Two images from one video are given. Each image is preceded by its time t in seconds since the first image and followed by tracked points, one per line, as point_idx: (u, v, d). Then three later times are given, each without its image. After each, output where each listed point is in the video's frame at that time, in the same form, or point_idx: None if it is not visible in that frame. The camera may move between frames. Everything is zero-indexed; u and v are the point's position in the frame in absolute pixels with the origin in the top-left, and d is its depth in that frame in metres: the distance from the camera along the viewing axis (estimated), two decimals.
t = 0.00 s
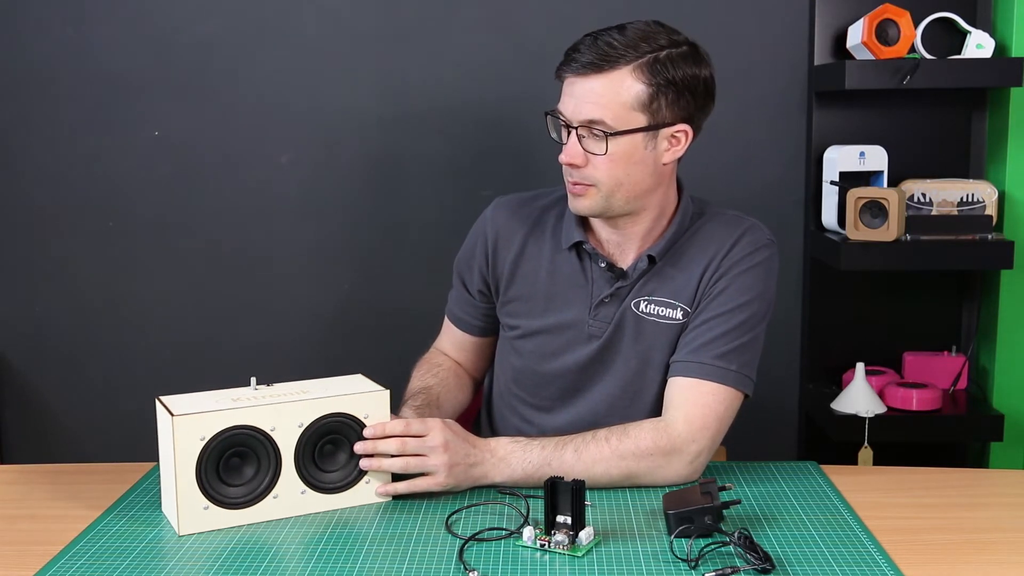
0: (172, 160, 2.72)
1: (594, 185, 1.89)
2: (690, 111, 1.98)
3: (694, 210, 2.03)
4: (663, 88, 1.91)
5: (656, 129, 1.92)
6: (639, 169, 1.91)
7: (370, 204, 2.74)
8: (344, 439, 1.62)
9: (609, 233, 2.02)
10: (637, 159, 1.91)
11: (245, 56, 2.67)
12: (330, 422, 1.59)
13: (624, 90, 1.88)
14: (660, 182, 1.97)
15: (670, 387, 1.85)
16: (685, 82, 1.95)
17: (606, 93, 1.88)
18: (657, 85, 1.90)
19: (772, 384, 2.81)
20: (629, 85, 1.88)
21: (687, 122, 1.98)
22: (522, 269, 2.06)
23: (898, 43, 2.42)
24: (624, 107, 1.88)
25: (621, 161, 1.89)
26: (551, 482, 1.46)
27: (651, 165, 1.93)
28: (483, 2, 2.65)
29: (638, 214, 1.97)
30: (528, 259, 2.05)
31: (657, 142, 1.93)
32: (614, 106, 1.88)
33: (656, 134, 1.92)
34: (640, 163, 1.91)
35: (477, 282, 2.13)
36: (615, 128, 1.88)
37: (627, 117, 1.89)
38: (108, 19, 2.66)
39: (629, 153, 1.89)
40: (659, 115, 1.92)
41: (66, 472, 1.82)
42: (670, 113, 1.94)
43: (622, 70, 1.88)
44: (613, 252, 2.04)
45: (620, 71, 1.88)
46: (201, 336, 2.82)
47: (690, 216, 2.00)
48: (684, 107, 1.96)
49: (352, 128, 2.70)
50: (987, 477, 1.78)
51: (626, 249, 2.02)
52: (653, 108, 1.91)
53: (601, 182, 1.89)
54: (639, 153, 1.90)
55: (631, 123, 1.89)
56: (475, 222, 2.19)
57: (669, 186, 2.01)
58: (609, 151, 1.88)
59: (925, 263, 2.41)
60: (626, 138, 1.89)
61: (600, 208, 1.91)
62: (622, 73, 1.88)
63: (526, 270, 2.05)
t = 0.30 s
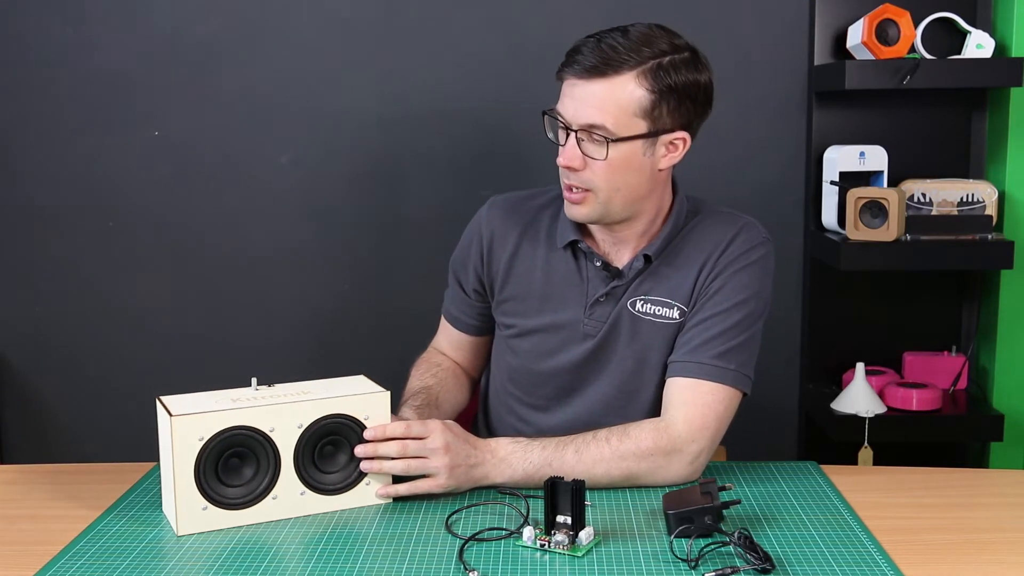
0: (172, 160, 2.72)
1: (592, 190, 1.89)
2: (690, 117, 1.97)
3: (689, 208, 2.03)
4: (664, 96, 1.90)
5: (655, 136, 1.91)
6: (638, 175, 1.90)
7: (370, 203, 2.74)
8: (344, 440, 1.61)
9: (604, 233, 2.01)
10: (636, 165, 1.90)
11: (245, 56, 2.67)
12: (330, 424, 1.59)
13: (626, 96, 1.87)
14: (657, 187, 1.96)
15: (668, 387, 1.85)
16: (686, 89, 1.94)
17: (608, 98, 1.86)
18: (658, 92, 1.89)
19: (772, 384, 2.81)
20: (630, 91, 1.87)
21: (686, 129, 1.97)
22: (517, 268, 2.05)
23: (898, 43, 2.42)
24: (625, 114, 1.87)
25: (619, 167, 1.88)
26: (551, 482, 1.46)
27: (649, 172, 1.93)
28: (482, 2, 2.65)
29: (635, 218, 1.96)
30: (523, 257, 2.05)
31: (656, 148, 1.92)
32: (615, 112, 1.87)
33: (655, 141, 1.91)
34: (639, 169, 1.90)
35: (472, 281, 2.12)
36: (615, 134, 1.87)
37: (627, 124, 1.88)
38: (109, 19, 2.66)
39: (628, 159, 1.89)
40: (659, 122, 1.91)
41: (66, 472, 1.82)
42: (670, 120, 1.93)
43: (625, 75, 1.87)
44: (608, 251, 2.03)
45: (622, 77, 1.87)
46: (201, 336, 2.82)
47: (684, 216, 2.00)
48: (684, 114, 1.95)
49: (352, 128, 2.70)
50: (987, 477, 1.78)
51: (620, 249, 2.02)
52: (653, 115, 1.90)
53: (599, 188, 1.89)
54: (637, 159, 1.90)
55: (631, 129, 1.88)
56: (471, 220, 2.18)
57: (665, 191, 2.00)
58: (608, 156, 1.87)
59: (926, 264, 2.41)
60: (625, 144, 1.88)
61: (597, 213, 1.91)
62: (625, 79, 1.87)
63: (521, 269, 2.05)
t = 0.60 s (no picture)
0: (172, 159, 2.72)
1: (603, 215, 1.86)
2: (700, 140, 1.94)
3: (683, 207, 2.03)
4: (682, 127, 1.85)
5: (668, 163, 1.88)
6: (647, 201, 1.88)
7: (370, 203, 2.74)
8: (345, 441, 1.61)
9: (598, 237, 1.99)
10: (646, 193, 1.87)
11: (246, 56, 2.67)
12: (330, 424, 1.59)
13: (647, 131, 1.80)
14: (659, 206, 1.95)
15: (666, 387, 1.85)
16: (700, 116, 1.88)
17: (628, 132, 1.79)
18: (677, 124, 1.84)
19: (772, 384, 2.81)
20: (652, 126, 1.80)
21: (695, 152, 1.94)
22: (509, 271, 2.04)
23: (898, 43, 2.42)
24: (644, 147, 1.81)
25: (632, 197, 1.85)
26: (551, 481, 1.46)
27: (657, 195, 1.91)
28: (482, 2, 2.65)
29: (637, 234, 1.95)
30: (516, 260, 2.04)
31: (667, 173, 1.89)
32: (634, 146, 1.80)
33: (667, 168, 1.88)
34: (649, 196, 1.88)
35: (465, 283, 2.11)
36: (631, 168, 1.82)
37: (645, 157, 1.83)
38: (109, 19, 2.66)
39: (640, 189, 1.85)
40: (674, 152, 1.87)
41: (65, 472, 1.82)
42: (683, 147, 1.89)
43: (648, 110, 1.79)
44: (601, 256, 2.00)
45: (644, 112, 1.79)
46: (201, 336, 2.81)
47: (678, 215, 1.99)
48: (694, 139, 1.91)
49: (352, 128, 2.70)
50: (987, 477, 1.78)
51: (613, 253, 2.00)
52: (669, 146, 1.85)
53: (610, 214, 1.85)
54: (650, 188, 1.87)
55: (648, 161, 1.83)
56: (463, 222, 2.16)
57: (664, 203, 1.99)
58: (622, 188, 1.83)
59: (926, 264, 2.41)
60: (640, 176, 1.83)
61: (602, 233, 1.89)
62: (647, 114, 1.80)
63: (513, 273, 2.04)
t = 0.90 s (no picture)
0: (172, 159, 2.72)
1: (600, 224, 1.85)
2: (701, 149, 1.93)
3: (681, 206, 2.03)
4: (683, 137, 1.85)
5: (668, 173, 1.87)
6: (645, 211, 1.88)
7: (370, 203, 2.74)
8: (345, 440, 1.61)
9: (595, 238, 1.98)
10: (643, 203, 1.86)
11: (246, 56, 2.67)
12: (330, 424, 1.58)
13: (647, 142, 1.80)
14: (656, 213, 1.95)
15: (663, 387, 1.85)
16: (700, 126, 1.88)
17: (628, 143, 1.78)
18: (678, 135, 1.83)
19: (772, 384, 2.81)
20: (652, 138, 1.80)
21: (694, 162, 1.93)
22: (505, 273, 2.04)
23: (898, 43, 2.42)
24: (644, 158, 1.81)
25: (630, 207, 1.84)
26: (551, 481, 1.46)
27: (655, 204, 1.90)
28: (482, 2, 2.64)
29: (633, 241, 1.95)
30: (512, 262, 2.04)
31: (666, 183, 1.89)
32: (633, 156, 1.79)
33: (666, 178, 1.87)
34: (648, 206, 1.87)
35: (461, 285, 2.10)
36: (630, 178, 1.81)
37: (645, 168, 1.82)
38: (109, 19, 2.66)
39: (638, 199, 1.84)
40: (674, 162, 1.87)
41: (65, 472, 1.82)
42: (683, 156, 1.88)
43: (648, 121, 1.78)
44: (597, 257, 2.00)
45: (645, 123, 1.78)
46: (201, 336, 2.81)
47: (676, 215, 1.99)
48: (694, 148, 1.90)
49: (352, 128, 2.70)
50: (988, 477, 1.78)
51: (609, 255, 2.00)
52: (669, 156, 1.85)
53: (607, 223, 1.85)
54: (649, 197, 1.86)
55: (647, 172, 1.83)
56: (459, 223, 2.16)
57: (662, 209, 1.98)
58: (620, 198, 1.82)
59: (926, 264, 2.41)
60: (639, 187, 1.83)
61: (599, 239, 1.89)
62: (647, 125, 1.79)
63: (508, 276, 2.03)
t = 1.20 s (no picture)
0: (172, 159, 2.72)
1: (595, 213, 1.84)
2: (699, 144, 1.94)
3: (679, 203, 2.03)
4: (682, 128, 1.85)
5: (667, 164, 1.87)
6: (643, 202, 1.87)
7: (370, 203, 2.74)
8: (344, 441, 1.61)
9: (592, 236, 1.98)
10: (641, 193, 1.86)
11: (246, 56, 2.67)
12: (330, 424, 1.58)
13: (646, 128, 1.80)
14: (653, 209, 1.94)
15: (660, 388, 1.85)
16: (700, 119, 1.88)
17: (627, 129, 1.79)
18: (678, 124, 1.84)
19: (772, 384, 2.81)
20: (652, 124, 1.80)
21: (693, 156, 1.93)
22: (502, 270, 2.04)
23: (898, 43, 2.42)
24: (643, 145, 1.81)
25: (627, 195, 1.84)
26: (551, 481, 1.46)
27: (652, 197, 1.90)
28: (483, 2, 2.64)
29: (629, 235, 1.94)
30: (509, 260, 2.04)
31: (665, 175, 1.88)
32: (632, 142, 1.80)
33: (664, 169, 1.87)
34: (645, 197, 1.87)
35: (459, 283, 2.10)
36: (628, 165, 1.81)
37: (644, 155, 1.82)
38: (108, 19, 2.66)
39: (635, 188, 1.84)
40: (673, 152, 1.87)
41: (65, 472, 1.82)
42: (682, 148, 1.89)
43: (649, 106, 1.79)
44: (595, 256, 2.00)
45: (644, 109, 1.79)
46: (201, 336, 2.81)
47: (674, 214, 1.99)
48: (693, 142, 1.91)
49: (352, 128, 2.70)
50: (989, 477, 1.78)
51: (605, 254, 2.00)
52: (668, 146, 1.85)
53: (603, 212, 1.84)
54: (647, 188, 1.86)
55: (646, 160, 1.83)
56: (457, 221, 2.16)
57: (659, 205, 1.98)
58: (618, 185, 1.82)
59: (926, 264, 2.41)
60: (637, 175, 1.83)
61: (594, 231, 1.88)
62: (647, 111, 1.79)
63: (506, 274, 2.03)
